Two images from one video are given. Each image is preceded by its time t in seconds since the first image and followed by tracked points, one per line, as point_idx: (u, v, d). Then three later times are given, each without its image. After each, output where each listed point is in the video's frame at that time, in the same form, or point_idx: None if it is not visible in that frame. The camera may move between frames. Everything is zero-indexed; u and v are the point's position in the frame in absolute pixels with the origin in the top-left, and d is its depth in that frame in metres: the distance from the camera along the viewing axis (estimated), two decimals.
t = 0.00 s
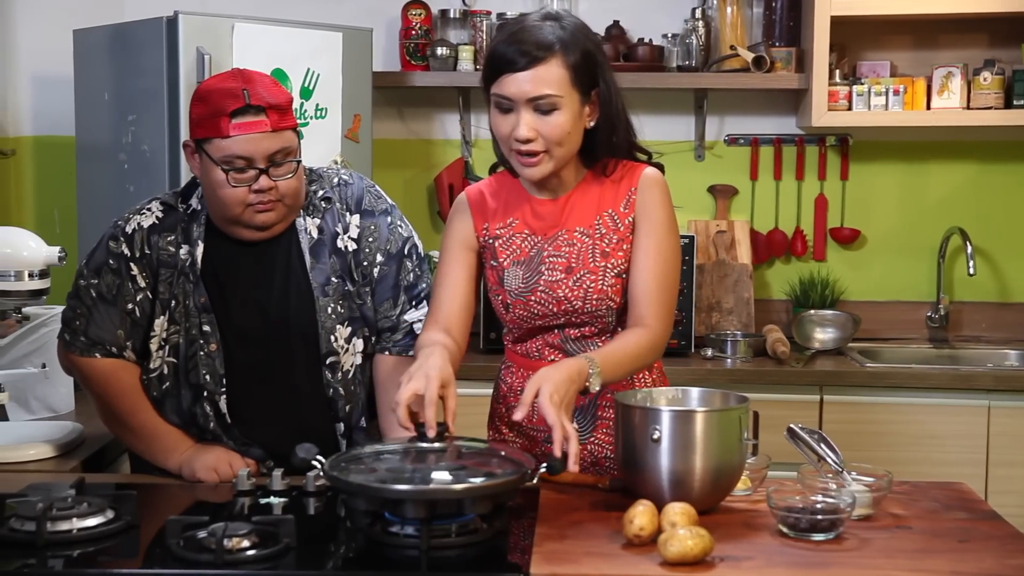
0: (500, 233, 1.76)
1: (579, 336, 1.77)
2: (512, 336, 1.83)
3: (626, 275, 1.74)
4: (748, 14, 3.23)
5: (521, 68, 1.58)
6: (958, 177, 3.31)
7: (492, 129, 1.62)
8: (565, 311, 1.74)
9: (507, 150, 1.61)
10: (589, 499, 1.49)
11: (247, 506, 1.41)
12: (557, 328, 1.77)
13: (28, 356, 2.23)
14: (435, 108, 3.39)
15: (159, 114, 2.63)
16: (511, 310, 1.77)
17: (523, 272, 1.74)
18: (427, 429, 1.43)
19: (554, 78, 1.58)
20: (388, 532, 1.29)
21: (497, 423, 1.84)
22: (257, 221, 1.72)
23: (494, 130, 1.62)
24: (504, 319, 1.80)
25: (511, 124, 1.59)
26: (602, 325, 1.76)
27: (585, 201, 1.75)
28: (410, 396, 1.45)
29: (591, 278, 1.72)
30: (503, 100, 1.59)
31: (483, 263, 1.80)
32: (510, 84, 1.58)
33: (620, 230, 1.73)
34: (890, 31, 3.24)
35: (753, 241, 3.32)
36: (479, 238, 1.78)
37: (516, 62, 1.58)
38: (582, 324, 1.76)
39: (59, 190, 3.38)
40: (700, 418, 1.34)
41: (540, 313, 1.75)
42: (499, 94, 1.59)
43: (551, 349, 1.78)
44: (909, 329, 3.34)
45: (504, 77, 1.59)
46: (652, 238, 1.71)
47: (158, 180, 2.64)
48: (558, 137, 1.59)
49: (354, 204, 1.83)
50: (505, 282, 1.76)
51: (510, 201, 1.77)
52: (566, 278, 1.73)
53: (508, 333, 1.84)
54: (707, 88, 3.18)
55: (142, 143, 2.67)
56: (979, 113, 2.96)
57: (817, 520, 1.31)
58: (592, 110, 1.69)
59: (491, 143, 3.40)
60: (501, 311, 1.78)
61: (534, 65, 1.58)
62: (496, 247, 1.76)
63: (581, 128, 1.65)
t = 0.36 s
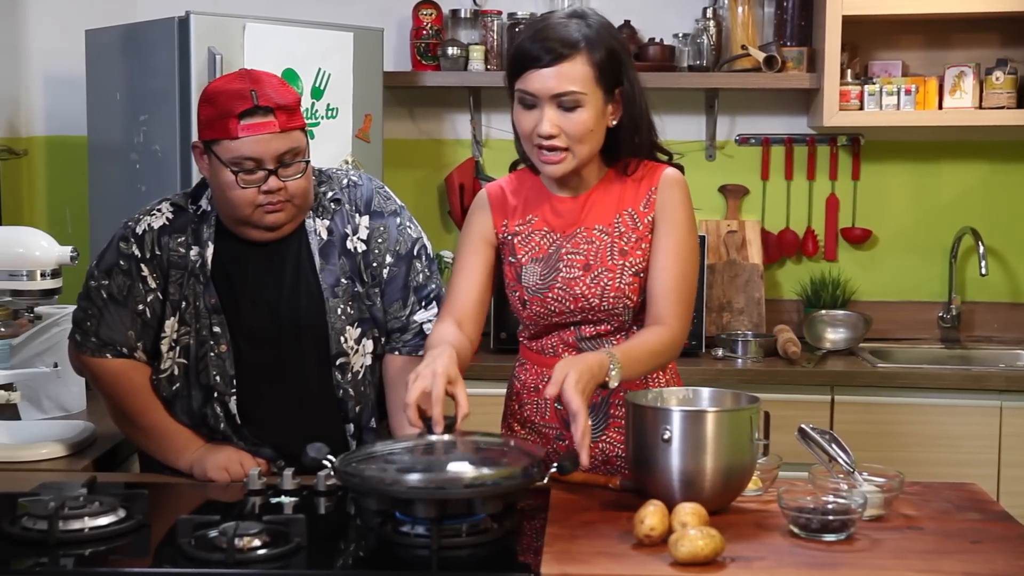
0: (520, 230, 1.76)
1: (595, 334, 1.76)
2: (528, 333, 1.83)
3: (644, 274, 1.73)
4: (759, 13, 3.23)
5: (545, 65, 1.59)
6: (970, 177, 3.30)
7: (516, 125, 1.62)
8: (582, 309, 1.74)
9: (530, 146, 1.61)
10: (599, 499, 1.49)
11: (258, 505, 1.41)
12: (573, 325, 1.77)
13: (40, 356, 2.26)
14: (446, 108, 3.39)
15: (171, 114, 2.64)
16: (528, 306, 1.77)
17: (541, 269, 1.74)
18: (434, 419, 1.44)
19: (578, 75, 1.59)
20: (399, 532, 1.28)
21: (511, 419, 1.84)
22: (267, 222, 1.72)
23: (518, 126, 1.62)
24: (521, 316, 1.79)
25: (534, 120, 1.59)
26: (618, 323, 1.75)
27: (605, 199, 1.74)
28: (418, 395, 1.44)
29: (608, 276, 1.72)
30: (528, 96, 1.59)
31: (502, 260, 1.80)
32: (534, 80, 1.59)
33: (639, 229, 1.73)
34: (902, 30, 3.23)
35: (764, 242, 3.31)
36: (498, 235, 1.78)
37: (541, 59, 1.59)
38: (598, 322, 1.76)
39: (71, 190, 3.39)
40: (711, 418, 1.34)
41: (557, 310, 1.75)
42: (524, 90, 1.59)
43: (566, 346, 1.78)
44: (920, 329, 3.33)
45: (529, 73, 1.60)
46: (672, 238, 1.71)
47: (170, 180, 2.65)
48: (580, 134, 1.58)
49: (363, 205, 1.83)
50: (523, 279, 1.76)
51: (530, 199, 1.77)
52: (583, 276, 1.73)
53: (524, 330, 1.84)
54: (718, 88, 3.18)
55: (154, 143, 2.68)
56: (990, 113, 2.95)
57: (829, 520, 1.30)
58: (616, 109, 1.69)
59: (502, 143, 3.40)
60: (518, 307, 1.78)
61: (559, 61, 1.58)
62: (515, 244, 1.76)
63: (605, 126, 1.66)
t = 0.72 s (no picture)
0: (529, 227, 1.76)
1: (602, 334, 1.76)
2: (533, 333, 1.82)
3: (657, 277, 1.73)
4: (763, 13, 3.22)
5: (559, 65, 1.59)
6: (974, 178, 3.30)
7: (530, 124, 1.62)
8: (589, 307, 1.74)
9: (543, 145, 1.61)
10: (603, 499, 1.49)
11: (262, 505, 1.41)
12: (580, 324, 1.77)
13: (45, 356, 2.28)
14: (450, 108, 3.39)
15: (175, 114, 2.64)
16: (536, 304, 1.76)
17: (550, 266, 1.75)
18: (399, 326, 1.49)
19: (592, 76, 1.59)
20: (402, 532, 1.28)
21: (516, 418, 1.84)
22: (271, 222, 1.72)
23: (531, 125, 1.62)
24: (528, 314, 1.79)
25: (548, 120, 1.59)
26: (624, 323, 1.75)
27: (614, 200, 1.75)
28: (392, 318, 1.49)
29: (617, 275, 1.72)
30: (542, 96, 1.60)
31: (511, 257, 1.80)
32: (548, 81, 1.59)
33: (649, 229, 1.73)
34: (906, 30, 3.23)
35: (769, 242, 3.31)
36: (507, 232, 1.78)
37: (554, 59, 1.59)
38: (605, 322, 1.75)
39: (75, 190, 3.40)
40: (715, 418, 1.34)
41: (564, 308, 1.74)
42: (537, 90, 1.60)
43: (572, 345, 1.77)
44: (924, 330, 3.33)
45: (544, 73, 1.60)
46: (683, 239, 1.71)
47: (174, 180, 2.65)
48: (593, 134, 1.59)
49: (367, 206, 1.83)
50: (531, 276, 1.76)
51: (541, 197, 1.78)
52: (591, 275, 1.73)
53: (530, 329, 1.83)
54: (722, 88, 3.18)
55: (158, 143, 2.68)
56: (995, 113, 2.95)
57: (833, 521, 1.30)
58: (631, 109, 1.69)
59: (505, 143, 3.40)
60: (526, 305, 1.78)
61: (574, 62, 1.59)
62: (524, 241, 1.77)
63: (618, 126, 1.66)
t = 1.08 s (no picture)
0: (520, 228, 1.76)
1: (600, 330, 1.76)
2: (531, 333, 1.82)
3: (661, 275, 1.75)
4: (769, 13, 3.18)
5: (574, 64, 1.59)
6: (979, 178, 3.30)
7: (537, 121, 1.62)
8: (586, 305, 1.74)
9: (549, 144, 1.62)
10: (608, 499, 1.49)
11: (266, 505, 1.41)
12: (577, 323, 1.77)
13: (50, 355, 2.28)
14: (454, 109, 3.39)
15: (180, 115, 2.64)
16: (534, 304, 1.76)
17: (544, 265, 1.74)
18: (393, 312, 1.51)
19: (609, 76, 1.60)
20: (407, 532, 1.28)
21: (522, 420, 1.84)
22: (273, 221, 1.72)
23: (538, 122, 1.62)
24: (525, 314, 1.79)
25: (561, 118, 1.60)
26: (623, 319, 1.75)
27: (607, 198, 1.75)
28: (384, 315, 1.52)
29: (612, 272, 1.72)
30: (555, 95, 1.60)
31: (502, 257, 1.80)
32: (563, 80, 1.58)
33: (643, 225, 1.73)
34: (910, 30, 3.23)
35: (773, 243, 3.30)
36: (498, 233, 1.78)
37: (567, 60, 1.59)
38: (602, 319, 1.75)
39: (80, 190, 3.40)
40: (719, 419, 1.34)
41: (560, 307, 1.74)
42: (552, 88, 1.59)
43: (572, 343, 1.76)
44: (929, 330, 3.33)
45: (553, 73, 1.60)
46: (679, 233, 1.73)
47: (178, 181, 2.66)
48: (602, 135, 1.60)
49: (372, 206, 1.82)
50: (526, 276, 1.76)
51: (531, 197, 1.77)
52: (587, 273, 1.73)
53: (529, 330, 1.83)
54: (726, 88, 3.18)
55: (163, 143, 2.68)
56: (999, 114, 2.94)
57: (837, 521, 1.30)
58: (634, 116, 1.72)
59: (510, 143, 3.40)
60: (522, 306, 1.78)
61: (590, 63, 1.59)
62: (515, 242, 1.76)
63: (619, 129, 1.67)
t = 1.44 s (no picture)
0: (560, 225, 1.69)
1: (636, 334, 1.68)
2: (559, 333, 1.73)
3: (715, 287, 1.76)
4: (771, 13, 3.21)
5: (638, 62, 1.53)
6: (982, 178, 3.29)
7: (601, 120, 1.57)
8: (627, 307, 1.66)
9: (615, 144, 1.57)
10: (611, 499, 1.48)
11: (268, 506, 1.41)
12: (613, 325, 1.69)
13: (52, 355, 2.28)
14: (457, 109, 3.39)
15: (183, 115, 2.64)
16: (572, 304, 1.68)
17: (585, 265, 1.67)
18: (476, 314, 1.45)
19: (671, 74, 1.55)
20: (410, 532, 1.28)
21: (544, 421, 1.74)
22: (278, 222, 1.72)
23: (602, 123, 1.56)
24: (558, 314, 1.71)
25: (627, 118, 1.55)
26: (661, 323, 1.68)
27: (651, 201, 1.69)
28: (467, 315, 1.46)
29: (656, 276, 1.66)
30: (623, 94, 1.55)
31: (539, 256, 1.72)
32: (628, 79, 1.54)
33: (686, 230, 1.68)
34: (914, 30, 3.22)
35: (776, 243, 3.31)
36: (537, 231, 1.70)
37: (625, 61, 1.54)
38: (641, 322, 1.68)
39: (83, 191, 3.41)
40: (722, 419, 1.34)
41: (599, 308, 1.67)
42: (618, 86, 1.54)
43: (605, 345, 1.68)
44: (932, 330, 3.32)
45: (616, 72, 1.54)
46: (724, 241, 1.71)
47: (181, 181, 2.66)
48: (666, 133, 1.57)
49: (376, 207, 1.83)
50: (565, 276, 1.68)
51: (571, 195, 1.70)
52: (630, 275, 1.66)
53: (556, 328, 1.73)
54: (729, 88, 3.18)
55: (166, 144, 2.68)
56: (1004, 114, 2.94)
57: (840, 521, 1.30)
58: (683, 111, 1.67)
59: (513, 143, 3.40)
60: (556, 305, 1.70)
61: (655, 60, 1.54)
62: (555, 240, 1.69)
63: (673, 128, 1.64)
